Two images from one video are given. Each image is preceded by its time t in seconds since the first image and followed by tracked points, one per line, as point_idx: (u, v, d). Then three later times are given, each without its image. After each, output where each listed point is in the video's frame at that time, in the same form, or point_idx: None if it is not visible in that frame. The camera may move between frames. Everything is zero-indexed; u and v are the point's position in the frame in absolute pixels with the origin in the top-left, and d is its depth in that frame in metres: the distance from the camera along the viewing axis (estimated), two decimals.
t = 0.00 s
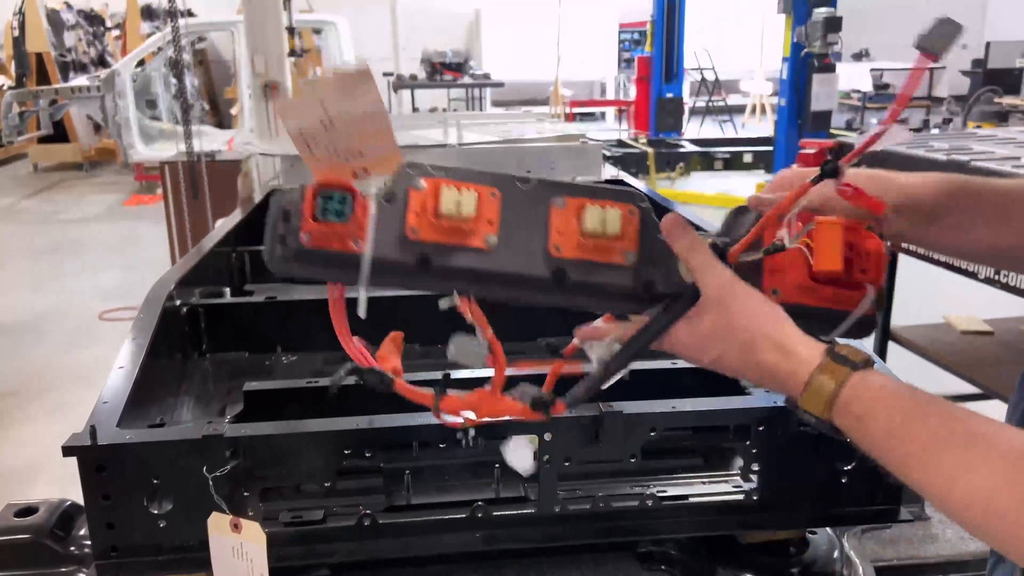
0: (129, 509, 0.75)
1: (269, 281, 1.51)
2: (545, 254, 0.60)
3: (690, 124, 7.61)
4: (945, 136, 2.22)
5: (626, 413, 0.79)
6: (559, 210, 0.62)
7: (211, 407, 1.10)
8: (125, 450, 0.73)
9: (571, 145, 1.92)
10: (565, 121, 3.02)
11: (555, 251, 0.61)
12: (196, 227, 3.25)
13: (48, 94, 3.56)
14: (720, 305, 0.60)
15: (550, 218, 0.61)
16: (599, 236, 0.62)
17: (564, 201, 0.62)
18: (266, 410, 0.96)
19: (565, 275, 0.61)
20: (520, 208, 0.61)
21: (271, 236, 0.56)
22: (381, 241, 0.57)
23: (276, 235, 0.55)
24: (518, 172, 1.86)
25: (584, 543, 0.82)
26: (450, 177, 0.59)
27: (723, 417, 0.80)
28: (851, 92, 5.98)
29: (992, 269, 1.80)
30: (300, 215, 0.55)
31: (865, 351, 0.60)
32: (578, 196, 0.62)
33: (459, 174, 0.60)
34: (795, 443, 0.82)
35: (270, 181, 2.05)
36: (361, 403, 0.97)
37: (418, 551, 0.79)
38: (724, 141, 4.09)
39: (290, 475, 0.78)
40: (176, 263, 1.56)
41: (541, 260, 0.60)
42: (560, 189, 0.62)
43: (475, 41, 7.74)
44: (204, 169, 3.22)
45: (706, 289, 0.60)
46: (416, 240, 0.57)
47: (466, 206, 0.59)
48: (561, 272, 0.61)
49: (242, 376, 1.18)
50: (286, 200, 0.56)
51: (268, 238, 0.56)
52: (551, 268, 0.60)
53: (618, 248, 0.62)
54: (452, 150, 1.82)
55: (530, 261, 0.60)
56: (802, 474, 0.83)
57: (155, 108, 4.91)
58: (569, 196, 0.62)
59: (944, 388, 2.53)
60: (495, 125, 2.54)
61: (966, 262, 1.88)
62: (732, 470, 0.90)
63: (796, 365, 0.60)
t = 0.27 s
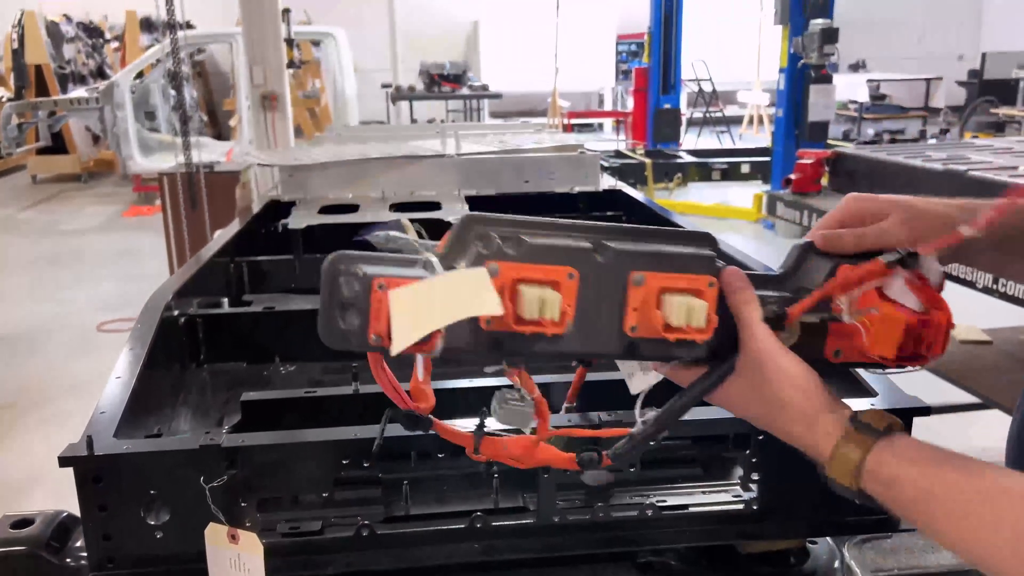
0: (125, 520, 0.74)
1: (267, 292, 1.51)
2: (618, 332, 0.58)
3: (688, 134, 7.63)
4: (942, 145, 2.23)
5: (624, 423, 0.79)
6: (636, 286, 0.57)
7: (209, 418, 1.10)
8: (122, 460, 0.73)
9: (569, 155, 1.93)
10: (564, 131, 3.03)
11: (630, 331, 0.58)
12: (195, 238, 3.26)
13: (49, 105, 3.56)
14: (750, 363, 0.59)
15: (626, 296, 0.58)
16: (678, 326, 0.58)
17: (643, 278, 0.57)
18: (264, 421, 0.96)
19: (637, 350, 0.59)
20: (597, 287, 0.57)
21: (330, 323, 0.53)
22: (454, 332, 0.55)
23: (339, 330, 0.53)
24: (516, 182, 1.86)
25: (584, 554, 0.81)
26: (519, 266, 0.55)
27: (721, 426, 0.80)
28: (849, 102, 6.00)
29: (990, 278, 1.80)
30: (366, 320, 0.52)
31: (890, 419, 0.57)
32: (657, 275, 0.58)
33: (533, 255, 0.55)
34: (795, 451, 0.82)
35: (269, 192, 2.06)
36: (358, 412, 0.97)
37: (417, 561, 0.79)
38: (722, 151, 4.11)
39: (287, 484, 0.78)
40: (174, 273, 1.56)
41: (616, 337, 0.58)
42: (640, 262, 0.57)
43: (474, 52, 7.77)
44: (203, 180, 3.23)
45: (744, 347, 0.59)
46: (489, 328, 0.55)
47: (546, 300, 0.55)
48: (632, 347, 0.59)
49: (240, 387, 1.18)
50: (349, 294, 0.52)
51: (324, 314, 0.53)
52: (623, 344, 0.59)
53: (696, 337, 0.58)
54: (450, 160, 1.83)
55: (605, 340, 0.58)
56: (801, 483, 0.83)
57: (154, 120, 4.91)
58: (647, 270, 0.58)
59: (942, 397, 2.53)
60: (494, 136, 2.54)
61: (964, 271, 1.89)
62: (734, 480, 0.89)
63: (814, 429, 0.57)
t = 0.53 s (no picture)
0: (119, 528, 0.74)
1: (264, 299, 1.51)
2: (661, 343, 0.59)
3: (685, 141, 7.65)
4: (938, 152, 2.23)
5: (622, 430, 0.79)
6: (689, 298, 0.58)
7: (204, 426, 1.09)
8: (116, 468, 0.72)
9: (566, 162, 1.93)
10: (561, 138, 3.03)
11: (673, 343, 0.59)
12: (191, 246, 3.25)
13: (46, 112, 3.55)
14: (785, 390, 0.63)
15: (677, 305, 0.58)
16: (731, 349, 0.59)
17: (698, 290, 0.58)
18: (259, 428, 0.95)
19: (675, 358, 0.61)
20: (648, 294, 0.56)
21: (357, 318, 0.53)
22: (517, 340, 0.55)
23: (362, 323, 0.53)
24: (513, 189, 1.86)
25: (581, 561, 0.81)
26: (574, 272, 0.53)
27: (719, 432, 0.80)
28: (846, 109, 6.02)
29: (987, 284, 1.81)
30: (395, 322, 0.51)
31: (910, 455, 0.64)
32: (711, 290, 0.58)
33: (583, 259, 0.53)
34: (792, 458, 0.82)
35: (265, 199, 2.05)
36: (355, 419, 0.96)
37: (413, 569, 0.79)
38: (719, 159, 4.12)
39: (283, 492, 0.77)
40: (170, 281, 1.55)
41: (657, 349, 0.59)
42: (698, 273, 0.57)
43: (471, 60, 7.79)
44: (199, 188, 3.22)
45: (780, 373, 0.63)
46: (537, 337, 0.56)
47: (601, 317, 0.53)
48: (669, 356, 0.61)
49: (236, 395, 1.17)
50: (378, 293, 0.51)
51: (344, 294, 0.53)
52: (661, 354, 0.60)
53: (747, 360, 0.60)
54: (448, 167, 1.83)
55: (646, 350, 0.59)
56: (800, 490, 0.83)
57: (152, 127, 4.91)
58: (702, 285, 0.58)
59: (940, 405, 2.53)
60: (491, 143, 2.54)
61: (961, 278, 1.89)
62: (731, 487, 0.88)
63: (832, 460, 0.64)
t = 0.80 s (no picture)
0: (109, 534, 0.73)
1: (259, 303, 1.51)
2: (652, 324, 0.59)
3: (681, 144, 7.65)
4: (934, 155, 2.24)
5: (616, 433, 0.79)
6: (683, 277, 0.58)
7: (197, 430, 1.08)
8: (107, 473, 0.72)
9: (562, 165, 1.93)
10: (558, 142, 3.03)
11: (665, 323, 0.59)
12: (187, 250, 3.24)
13: (42, 115, 3.54)
14: (776, 380, 0.63)
15: (671, 283, 0.58)
16: (722, 331, 0.60)
17: (693, 269, 0.58)
18: (253, 432, 0.95)
19: (665, 340, 0.61)
20: (644, 265, 0.57)
21: (340, 262, 0.51)
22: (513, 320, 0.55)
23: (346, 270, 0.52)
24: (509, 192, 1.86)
25: (576, 566, 0.80)
26: (569, 235, 0.53)
27: (714, 436, 0.80)
28: (841, 113, 6.03)
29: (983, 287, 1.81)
30: (383, 267, 0.51)
31: (896, 454, 0.64)
32: (706, 270, 0.59)
33: (580, 225, 0.54)
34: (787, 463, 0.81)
35: (261, 203, 2.05)
36: (348, 423, 0.96)
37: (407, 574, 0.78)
38: (716, 162, 4.12)
39: (275, 496, 0.77)
40: (164, 284, 1.55)
41: (647, 331, 0.59)
42: (692, 253, 0.58)
43: (469, 64, 7.80)
44: (196, 191, 3.22)
45: (772, 364, 0.63)
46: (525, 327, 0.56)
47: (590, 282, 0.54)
48: (660, 339, 0.61)
49: (229, 399, 1.17)
50: (367, 237, 0.50)
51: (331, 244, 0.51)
52: (652, 336, 0.60)
53: (739, 344, 0.61)
54: (444, 171, 1.83)
55: (637, 332, 0.59)
56: (795, 494, 0.82)
57: (148, 130, 4.90)
58: (698, 264, 0.58)
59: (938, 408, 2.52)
60: (487, 146, 2.54)
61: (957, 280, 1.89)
62: (727, 490, 0.88)
63: (820, 456, 0.63)
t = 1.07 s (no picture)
0: (101, 536, 0.73)
1: (254, 304, 1.50)
2: (646, 317, 0.59)
3: (679, 145, 7.65)
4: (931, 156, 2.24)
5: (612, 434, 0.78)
6: (677, 272, 0.58)
7: (191, 431, 1.08)
8: (99, 475, 0.71)
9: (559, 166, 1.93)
10: (555, 143, 3.03)
11: (658, 318, 0.59)
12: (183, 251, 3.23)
13: (37, 116, 3.53)
14: (771, 377, 0.63)
15: (665, 278, 0.58)
16: (714, 325, 0.60)
17: (687, 264, 0.58)
18: (247, 434, 0.94)
19: (658, 335, 0.61)
20: (639, 260, 0.57)
21: (335, 250, 0.51)
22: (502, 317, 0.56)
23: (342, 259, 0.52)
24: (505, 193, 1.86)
25: (571, 568, 0.80)
26: (563, 227, 0.53)
27: (709, 437, 0.80)
28: (839, 114, 6.03)
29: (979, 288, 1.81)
30: (377, 255, 0.51)
31: (889, 453, 0.64)
32: (700, 266, 0.59)
33: (574, 217, 0.53)
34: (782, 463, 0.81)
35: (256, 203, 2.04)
36: (343, 424, 0.96)
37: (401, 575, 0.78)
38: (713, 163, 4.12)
39: (268, 498, 0.76)
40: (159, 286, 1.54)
41: (640, 325, 0.59)
42: (687, 247, 0.58)
43: (466, 65, 7.79)
44: (192, 192, 3.21)
45: (767, 360, 0.63)
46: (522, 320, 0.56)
47: (580, 274, 0.54)
48: (653, 333, 0.61)
49: (223, 400, 1.16)
50: (361, 225, 0.50)
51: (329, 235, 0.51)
52: (646, 330, 0.60)
53: (731, 339, 0.61)
54: (440, 171, 1.82)
55: (630, 326, 0.59)
56: (791, 494, 0.82)
57: (144, 131, 4.89)
58: (693, 259, 0.58)
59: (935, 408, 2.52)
60: (484, 147, 2.53)
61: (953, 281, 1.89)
62: (722, 491, 0.88)
63: (813, 454, 0.63)
